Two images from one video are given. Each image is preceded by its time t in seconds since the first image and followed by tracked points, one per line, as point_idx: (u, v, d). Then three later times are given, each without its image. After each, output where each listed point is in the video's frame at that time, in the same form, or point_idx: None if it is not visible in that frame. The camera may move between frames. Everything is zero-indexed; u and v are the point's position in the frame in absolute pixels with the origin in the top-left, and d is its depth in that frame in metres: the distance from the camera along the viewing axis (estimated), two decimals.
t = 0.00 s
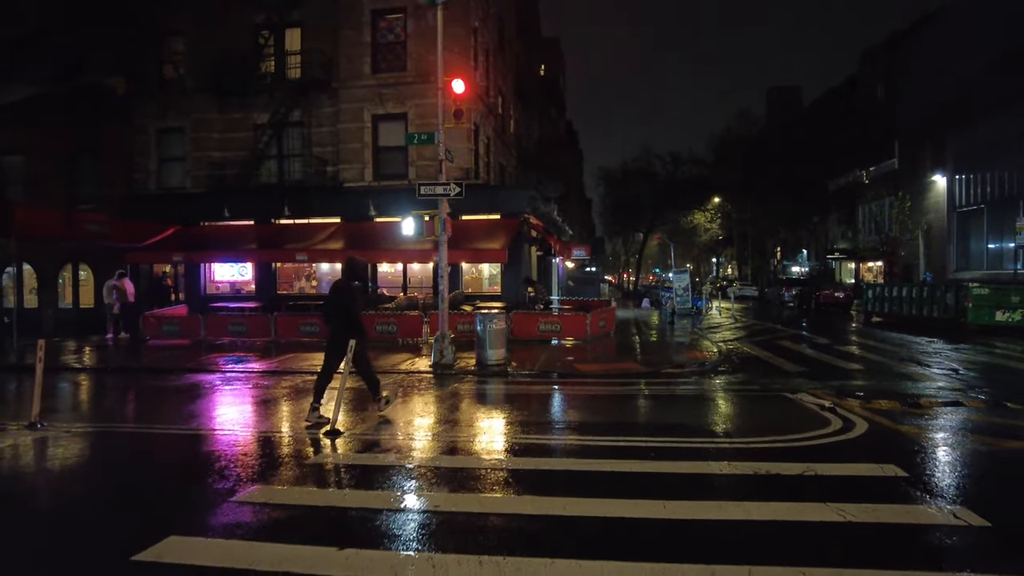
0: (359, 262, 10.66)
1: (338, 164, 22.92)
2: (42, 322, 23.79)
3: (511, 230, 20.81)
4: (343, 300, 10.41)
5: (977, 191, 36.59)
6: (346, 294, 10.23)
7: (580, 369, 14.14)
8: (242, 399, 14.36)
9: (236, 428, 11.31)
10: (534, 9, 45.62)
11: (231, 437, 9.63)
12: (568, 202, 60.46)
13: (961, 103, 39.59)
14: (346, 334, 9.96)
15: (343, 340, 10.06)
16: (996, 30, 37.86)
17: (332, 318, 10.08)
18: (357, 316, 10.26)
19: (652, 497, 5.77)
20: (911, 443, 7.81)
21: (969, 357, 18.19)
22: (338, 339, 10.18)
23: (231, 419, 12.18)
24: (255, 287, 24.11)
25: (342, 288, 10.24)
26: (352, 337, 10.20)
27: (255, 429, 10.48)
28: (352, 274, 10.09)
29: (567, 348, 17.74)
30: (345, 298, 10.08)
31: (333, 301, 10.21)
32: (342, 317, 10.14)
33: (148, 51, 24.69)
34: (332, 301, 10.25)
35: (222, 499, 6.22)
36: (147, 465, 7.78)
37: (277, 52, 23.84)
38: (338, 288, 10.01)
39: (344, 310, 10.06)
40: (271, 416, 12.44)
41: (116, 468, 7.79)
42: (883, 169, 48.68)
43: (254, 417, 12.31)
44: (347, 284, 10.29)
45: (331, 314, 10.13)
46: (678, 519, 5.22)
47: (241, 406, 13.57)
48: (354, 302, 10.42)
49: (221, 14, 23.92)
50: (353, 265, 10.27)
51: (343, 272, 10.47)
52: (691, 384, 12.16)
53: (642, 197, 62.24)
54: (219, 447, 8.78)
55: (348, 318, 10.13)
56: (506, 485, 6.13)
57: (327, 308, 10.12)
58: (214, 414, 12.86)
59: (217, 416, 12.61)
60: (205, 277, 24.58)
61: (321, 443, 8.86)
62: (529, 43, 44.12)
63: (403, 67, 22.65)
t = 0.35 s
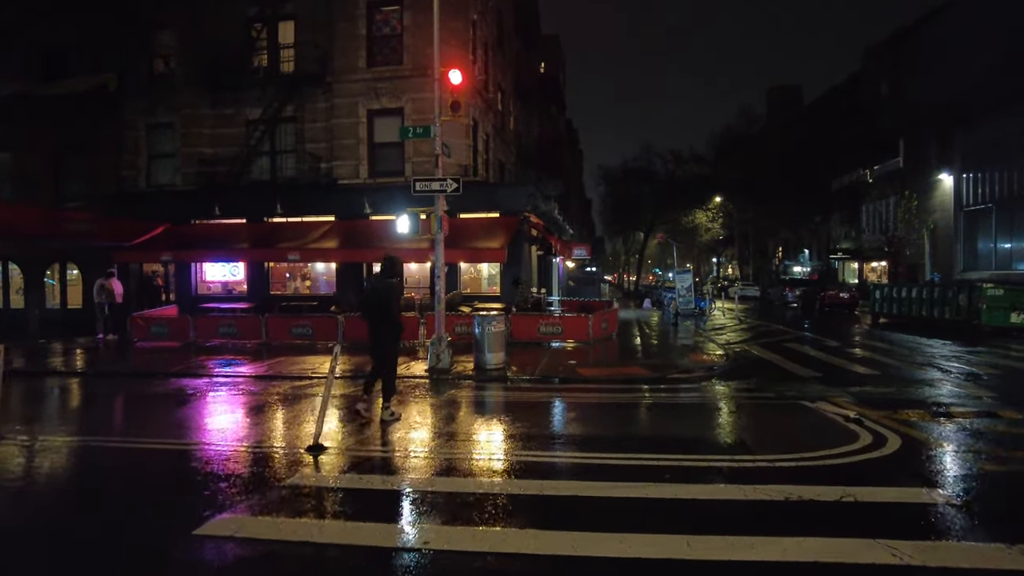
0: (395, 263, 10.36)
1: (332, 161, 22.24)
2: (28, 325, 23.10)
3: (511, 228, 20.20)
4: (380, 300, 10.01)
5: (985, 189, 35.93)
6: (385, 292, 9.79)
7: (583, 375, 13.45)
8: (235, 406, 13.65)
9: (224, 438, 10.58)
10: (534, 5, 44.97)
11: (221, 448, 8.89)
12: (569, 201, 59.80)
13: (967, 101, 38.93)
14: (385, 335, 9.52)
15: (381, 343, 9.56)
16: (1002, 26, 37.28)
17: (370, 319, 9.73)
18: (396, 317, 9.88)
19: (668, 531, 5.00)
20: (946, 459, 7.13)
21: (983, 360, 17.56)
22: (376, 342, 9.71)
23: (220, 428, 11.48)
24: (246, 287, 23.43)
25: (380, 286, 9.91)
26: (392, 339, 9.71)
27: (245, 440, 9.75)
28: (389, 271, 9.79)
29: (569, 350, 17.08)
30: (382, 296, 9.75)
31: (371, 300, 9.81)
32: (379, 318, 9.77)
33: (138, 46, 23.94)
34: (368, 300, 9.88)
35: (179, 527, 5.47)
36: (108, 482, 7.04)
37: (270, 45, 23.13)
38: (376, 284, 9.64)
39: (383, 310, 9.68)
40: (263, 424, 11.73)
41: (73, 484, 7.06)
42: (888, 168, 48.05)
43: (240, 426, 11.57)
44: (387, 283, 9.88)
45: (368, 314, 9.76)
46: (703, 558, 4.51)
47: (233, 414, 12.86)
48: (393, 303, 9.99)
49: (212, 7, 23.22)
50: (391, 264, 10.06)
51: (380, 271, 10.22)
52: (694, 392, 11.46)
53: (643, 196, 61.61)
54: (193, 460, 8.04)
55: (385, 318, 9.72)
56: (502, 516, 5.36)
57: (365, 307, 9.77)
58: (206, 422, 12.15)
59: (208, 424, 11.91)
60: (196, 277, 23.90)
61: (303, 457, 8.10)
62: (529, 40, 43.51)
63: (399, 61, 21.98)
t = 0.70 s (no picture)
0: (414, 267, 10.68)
1: (322, 158, 21.59)
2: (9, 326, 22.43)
3: (506, 228, 19.49)
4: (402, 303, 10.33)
5: (989, 189, 35.31)
6: (407, 294, 10.17)
7: (580, 380, 12.79)
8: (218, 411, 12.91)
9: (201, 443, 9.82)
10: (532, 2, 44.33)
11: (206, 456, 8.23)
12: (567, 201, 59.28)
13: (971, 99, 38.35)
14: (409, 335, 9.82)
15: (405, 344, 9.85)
16: (1005, 24, 36.78)
17: (394, 319, 10.06)
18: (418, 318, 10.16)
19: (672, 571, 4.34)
20: (978, 478, 6.49)
21: (996, 364, 16.96)
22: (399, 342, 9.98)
23: (203, 433, 10.76)
24: (234, 287, 22.77)
25: (402, 289, 10.28)
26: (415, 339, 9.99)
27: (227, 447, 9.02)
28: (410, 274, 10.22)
29: (566, 354, 16.44)
30: (403, 298, 10.14)
31: (393, 303, 10.18)
32: (401, 318, 10.11)
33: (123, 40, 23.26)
34: (392, 303, 10.23)
35: (101, 565, 4.74)
36: (45, 503, 6.31)
37: (259, 39, 22.45)
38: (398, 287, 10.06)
39: (405, 310, 10.03)
40: (245, 430, 10.98)
41: (10, 505, 6.33)
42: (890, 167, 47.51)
43: (216, 433, 10.81)
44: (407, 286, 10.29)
45: (392, 316, 10.11)
46: None
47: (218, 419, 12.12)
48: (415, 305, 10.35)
49: None
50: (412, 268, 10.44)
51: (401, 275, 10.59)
52: (698, 400, 10.79)
53: (642, 196, 61.01)
54: (151, 475, 7.31)
55: (409, 318, 10.08)
56: (478, 554, 4.65)
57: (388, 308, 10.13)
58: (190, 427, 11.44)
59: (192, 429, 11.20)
60: (183, 277, 23.23)
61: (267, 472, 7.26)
62: (527, 37, 42.90)
63: (391, 55, 21.34)
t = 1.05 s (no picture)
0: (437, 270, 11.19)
1: (315, 157, 20.95)
2: None
3: (504, 229, 18.83)
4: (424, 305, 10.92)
5: (996, 189, 34.58)
6: (431, 297, 10.72)
7: (581, 389, 12.16)
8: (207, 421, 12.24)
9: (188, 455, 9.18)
10: None
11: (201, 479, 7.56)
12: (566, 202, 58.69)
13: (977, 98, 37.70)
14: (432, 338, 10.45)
15: (428, 344, 10.52)
16: (1012, 21, 36.16)
17: (416, 322, 10.70)
18: (440, 322, 10.73)
19: None
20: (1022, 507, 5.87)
21: (1009, 369, 16.42)
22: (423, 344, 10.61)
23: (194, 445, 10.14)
24: (225, 290, 22.13)
25: (424, 292, 10.89)
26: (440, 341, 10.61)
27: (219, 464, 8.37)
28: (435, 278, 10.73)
29: (566, 359, 15.82)
30: (426, 300, 10.77)
31: (416, 306, 10.80)
32: (424, 320, 10.75)
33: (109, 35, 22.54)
34: (416, 306, 10.91)
35: None
36: None
37: (249, 34, 21.70)
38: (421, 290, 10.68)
39: (427, 313, 10.65)
40: (234, 440, 10.33)
41: None
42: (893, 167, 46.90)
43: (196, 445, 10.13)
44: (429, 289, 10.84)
45: (414, 318, 10.79)
46: None
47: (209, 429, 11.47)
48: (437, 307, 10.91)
49: None
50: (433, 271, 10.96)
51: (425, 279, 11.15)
52: (707, 411, 10.15)
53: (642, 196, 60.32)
54: (114, 500, 6.65)
55: (432, 320, 10.62)
56: None
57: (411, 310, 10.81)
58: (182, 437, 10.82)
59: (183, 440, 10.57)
60: (172, 279, 22.58)
61: (233, 499, 6.49)
62: (525, 34, 42.20)
63: (385, 51, 20.71)
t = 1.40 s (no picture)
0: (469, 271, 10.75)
1: (307, 151, 20.32)
2: None
3: (503, 226, 18.15)
4: (457, 306, 10.38)
5: (1007, 187, 33.52)
6: (466, 298, 10.21)
7: (584, 393, 11.50)
8: (196, 427, 11.45)
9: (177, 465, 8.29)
10: None
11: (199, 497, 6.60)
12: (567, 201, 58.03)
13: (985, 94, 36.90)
14: (463, 340, 9.97)
15: (459, 347, 10.03)
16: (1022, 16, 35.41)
17: (449, 325, 10.18)
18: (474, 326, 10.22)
19: None
20: None
21: None
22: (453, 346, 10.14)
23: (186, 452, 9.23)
24: (215, 289, 21.50)
25: (458, 293, 10.31)
26: (471, 343, 10.14)
27: (211, 477, 7.48)
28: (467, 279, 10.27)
29: (566, 361, 15.19)
30: (461, 302, 10.20)
31: (448, 306, 10.26)
32: (458, 323, 10.22)
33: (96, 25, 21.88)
34: (448, 306, 10.33)
35: None
36: None
37: (240, 25, 20.98)
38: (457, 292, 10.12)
39: (462, 316, 10.11)
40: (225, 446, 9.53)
41: None
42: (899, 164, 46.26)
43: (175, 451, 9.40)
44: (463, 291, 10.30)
45: (446, 320, 10.23)
46: None
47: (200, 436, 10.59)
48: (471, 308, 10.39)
49: None
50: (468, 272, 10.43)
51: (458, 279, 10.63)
52: (715, 417, 9.51)
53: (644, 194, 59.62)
54: (66, 518, 5.99)
55: (465, 322, 10.18)
56: None
57: (443, 311, 10.26)
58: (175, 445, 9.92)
59: (175, 448, 9.65)
60: (161, 277, 21.96)
61: (188, 520, 5.73)
62: (525, 29, 41.52)
63: (379, 41, 20.07)
